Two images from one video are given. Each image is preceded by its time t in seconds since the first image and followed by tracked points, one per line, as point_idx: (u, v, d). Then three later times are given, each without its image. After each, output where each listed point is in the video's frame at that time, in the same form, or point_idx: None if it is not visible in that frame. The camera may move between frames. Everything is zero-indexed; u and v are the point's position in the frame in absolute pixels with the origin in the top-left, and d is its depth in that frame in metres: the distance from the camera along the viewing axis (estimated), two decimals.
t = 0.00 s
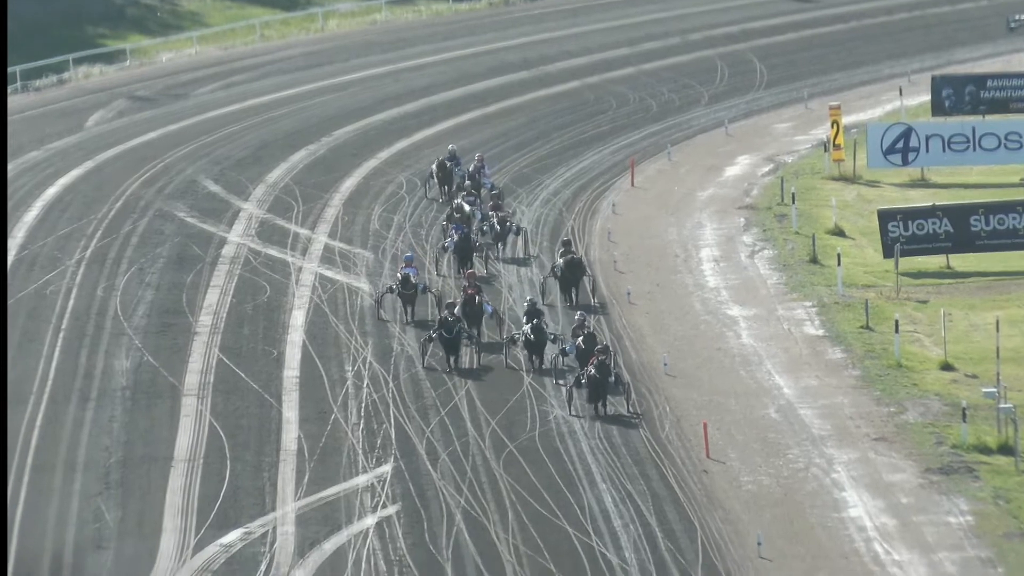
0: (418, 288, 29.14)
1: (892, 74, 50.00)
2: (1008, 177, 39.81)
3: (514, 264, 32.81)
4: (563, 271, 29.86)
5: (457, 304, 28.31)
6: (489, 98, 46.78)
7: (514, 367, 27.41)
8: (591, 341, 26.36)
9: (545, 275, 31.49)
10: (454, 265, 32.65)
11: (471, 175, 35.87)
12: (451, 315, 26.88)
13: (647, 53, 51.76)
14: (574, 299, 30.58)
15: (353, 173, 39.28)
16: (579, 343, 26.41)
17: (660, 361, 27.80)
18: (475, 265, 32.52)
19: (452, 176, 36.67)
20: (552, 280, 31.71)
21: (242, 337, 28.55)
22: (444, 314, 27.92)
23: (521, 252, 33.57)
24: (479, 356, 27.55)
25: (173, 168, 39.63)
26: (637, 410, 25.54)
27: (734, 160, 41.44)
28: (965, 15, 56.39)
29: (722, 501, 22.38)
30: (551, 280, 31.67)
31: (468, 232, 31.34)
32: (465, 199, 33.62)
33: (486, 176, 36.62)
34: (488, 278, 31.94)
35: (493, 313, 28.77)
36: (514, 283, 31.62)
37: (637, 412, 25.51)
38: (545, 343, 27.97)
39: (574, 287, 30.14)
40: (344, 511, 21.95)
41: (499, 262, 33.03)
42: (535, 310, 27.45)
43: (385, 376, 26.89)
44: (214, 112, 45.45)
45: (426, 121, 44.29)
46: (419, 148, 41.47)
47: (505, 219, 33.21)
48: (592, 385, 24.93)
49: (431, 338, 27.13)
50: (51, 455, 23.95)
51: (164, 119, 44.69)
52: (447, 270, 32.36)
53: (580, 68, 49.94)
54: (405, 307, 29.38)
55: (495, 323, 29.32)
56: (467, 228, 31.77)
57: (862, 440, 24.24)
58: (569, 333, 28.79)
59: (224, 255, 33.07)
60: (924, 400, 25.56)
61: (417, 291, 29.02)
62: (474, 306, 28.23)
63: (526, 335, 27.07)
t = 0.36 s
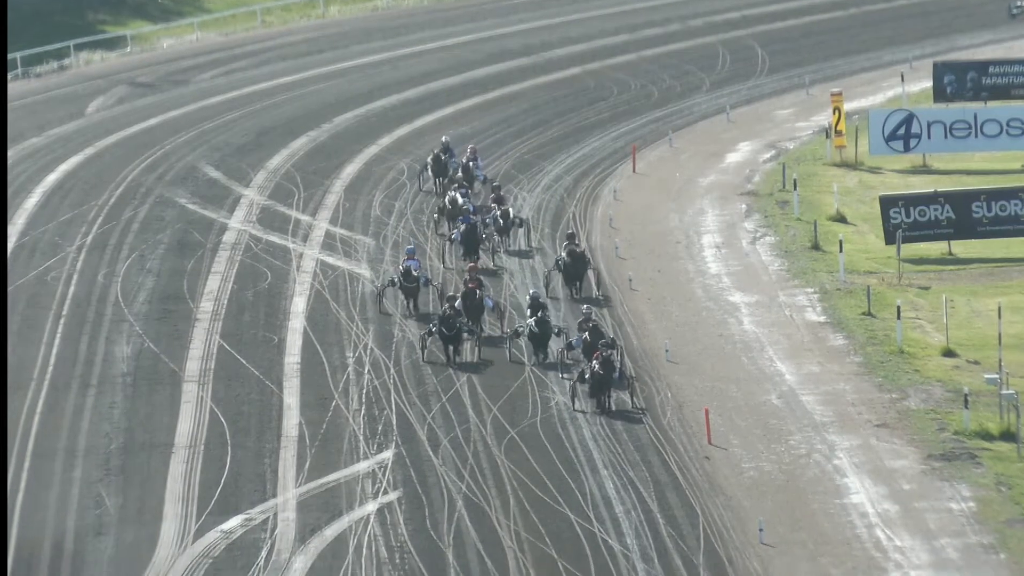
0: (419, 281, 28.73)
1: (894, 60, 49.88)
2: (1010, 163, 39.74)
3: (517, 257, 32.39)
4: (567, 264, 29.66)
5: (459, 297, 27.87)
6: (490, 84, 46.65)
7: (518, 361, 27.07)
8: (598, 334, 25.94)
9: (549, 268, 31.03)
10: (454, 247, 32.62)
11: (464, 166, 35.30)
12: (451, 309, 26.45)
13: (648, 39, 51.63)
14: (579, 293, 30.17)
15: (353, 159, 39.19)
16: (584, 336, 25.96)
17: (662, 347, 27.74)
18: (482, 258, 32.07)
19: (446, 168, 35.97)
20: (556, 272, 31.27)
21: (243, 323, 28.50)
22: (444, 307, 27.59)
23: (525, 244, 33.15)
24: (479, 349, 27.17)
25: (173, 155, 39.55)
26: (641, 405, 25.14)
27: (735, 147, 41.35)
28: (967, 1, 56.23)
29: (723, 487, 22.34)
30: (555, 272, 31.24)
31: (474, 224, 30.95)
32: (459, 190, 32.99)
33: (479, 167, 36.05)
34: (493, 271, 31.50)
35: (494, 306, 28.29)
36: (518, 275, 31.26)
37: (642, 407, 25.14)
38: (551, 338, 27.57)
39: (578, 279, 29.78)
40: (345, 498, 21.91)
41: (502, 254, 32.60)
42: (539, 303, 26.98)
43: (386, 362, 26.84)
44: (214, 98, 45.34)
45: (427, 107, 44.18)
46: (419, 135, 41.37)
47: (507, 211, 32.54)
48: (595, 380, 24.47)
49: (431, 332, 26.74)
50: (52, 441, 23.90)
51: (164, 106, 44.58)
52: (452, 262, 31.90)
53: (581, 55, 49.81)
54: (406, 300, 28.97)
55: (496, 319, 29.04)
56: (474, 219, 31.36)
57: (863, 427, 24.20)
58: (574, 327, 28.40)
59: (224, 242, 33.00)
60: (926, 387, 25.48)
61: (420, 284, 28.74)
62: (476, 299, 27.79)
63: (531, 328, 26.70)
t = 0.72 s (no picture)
0: (422, 285, 28.36)
1: (894, 56, 49.87)
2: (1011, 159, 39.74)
3: (520, 258, 32.06)
4: (571, 266, 29.12)
5: (459, 300, 27.50)
6: (490, 80, 46.62)
7: (521, 365, 26.68)
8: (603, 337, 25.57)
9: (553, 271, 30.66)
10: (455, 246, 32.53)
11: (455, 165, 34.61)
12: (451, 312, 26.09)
13: (649, 35, 51.62)
14: (582, 295, 29.84)
15: (354, 155, 39.19)
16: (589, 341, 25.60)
17: (663, 343, 27.74)
18: (487, 260, 31.72)
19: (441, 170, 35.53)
20: (559, 274, 30.93)
21: (243, 319, 28.50)
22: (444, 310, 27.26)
23: (529, 245, 32.81)
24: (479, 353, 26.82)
25: (174, 151, 39.54)
26: (645, 411, 24.82)
27: (736, 143, 41.33)
28: None
29: (724, 483, 22.35)
30: (558, 274, 30.91)
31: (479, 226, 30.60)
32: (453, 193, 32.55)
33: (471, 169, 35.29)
34: (497, 272, 31.16)
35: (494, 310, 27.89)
36: (520, 274, 31.10)
37: (645, 412, 24.80)
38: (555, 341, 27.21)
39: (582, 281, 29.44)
40: (345, 494, 21.91)
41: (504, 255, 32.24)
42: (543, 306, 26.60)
43: (387, 358, 26.84)
44: (214, 94, 45.32)
45: (428, 103, 44.17)
46: (420, 131, 41.36)
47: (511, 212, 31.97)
48: (597, 386, 24.17)
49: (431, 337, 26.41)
50: (53, 437, 23.91)
51: (165, 102, 44.56)
52: (454, 262, 31.72)
53: (582, 51, 49.79)
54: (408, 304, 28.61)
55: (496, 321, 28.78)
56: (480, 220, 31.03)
57: (864, 423, 24.19)
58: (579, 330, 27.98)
59: (225, 238, 32.99)
60: (927, 382, 25.49)
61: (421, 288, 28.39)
62: (476, 303, 27.44)
63: (534, 332, 26.38)
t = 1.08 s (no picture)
0: (423, 292, 27.94)
1: (895, 57, 49.89)
2: (1011, 160, 39.73)
3: (524, 265, 31.68)
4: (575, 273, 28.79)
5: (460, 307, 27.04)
6: (491, 81, 46.62)
7: (525, 373, 26.30)
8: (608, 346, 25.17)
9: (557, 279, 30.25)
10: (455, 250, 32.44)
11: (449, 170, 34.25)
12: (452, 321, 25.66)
13: (650, 35, 51.65)
14: (586, 303, 29.46)
15: (355, 156, 39.21)
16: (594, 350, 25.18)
17: (664, 343, 27.74)
18: (492, 267, 31.35)
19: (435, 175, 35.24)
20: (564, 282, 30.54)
21: (244, 319, 28.52)
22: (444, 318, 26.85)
23: (533, 251, 32.43)
24: (479, 362, 26.44)
25: (175, 152, 39.56)
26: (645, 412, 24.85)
27: (737, 143, 41.34)
28: None
29: (725, 483, 22.35)
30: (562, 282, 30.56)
31: (485, 233, 30.22)
32: (448, 198, 32.32)
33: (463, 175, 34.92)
34: (501, 279, 30.77)
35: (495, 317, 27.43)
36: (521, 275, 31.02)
37: (649, 423, 24.41)
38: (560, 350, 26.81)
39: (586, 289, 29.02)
40: (345, 494, 21.92)
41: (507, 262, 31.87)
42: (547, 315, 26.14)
43: (388, 358, 26.85)
44: (215, 95, 45.35)
45: (429, 104, 44.19)
46: (420, 131, 41.38)
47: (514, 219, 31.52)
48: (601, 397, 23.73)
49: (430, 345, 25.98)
50: (53, 437, 23.91)
51: (165, 102, 44.57)
52: (453, 260, 31.75)
53: (583, 51, 49.81)
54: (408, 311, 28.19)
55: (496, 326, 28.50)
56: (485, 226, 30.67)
57: (865, 423, 24.18)
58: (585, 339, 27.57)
59: (225, 238, 33.02)
60: (928, 382, 25.50)
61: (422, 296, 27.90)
62: (478, 310, 27.02)
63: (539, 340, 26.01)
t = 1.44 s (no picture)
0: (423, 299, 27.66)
1: (896, 56, 49.87)
2: (1012, 159, 39.68)
3: (528, 271, 31.28)
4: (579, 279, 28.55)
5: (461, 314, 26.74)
6: (491, 80, 46.59)
7: (529, 380, 26.00)
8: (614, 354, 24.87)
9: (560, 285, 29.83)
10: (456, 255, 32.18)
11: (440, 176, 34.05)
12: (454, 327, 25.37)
13: (650, 35, 51.63)
14: (591, 308, 29.12)
15: (356, 155, 39.20)
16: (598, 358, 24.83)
17: (665, 343, 27.73)
18: (497, 274, 30.96)
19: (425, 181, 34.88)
20: (568, 289, 30.15)
21: (245, 319, 28.50)
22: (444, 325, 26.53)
23: (536, 257, 32.05)
24: (480, 368, 26.15)
25: (175, 151, 39.54)
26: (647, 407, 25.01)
27: (737, 142, 41.33)
28: None
29: (726, 483, 22.35)
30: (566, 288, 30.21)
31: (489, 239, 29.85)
32: (446, 204, 32.01)
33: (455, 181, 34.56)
34: (507, 286, 30.37)
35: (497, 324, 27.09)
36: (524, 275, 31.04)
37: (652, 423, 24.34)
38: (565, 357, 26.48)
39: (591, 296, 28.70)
40: (346, 494, 21.92)
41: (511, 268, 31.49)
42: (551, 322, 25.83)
43: (388, 358, 26.84)
44: (215, 94, 45.34)
45: (429, 103, 44.17)
46: (421, 131, 41.36)
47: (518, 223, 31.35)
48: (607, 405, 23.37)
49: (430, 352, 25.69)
50: (54, 437, 23.90)
51: (165, 102, 44.54)
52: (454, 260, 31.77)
53: (583, 50, 49.80)
54: (408, 317, 27.89)
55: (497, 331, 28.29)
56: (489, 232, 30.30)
57: (866, 422, 24.19)
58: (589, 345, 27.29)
59: (226, 237, 33.01)
60: (929, 382, 25.49)
61: (422, 302, 27.63)
62: (479, 316, 26.74)
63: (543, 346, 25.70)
